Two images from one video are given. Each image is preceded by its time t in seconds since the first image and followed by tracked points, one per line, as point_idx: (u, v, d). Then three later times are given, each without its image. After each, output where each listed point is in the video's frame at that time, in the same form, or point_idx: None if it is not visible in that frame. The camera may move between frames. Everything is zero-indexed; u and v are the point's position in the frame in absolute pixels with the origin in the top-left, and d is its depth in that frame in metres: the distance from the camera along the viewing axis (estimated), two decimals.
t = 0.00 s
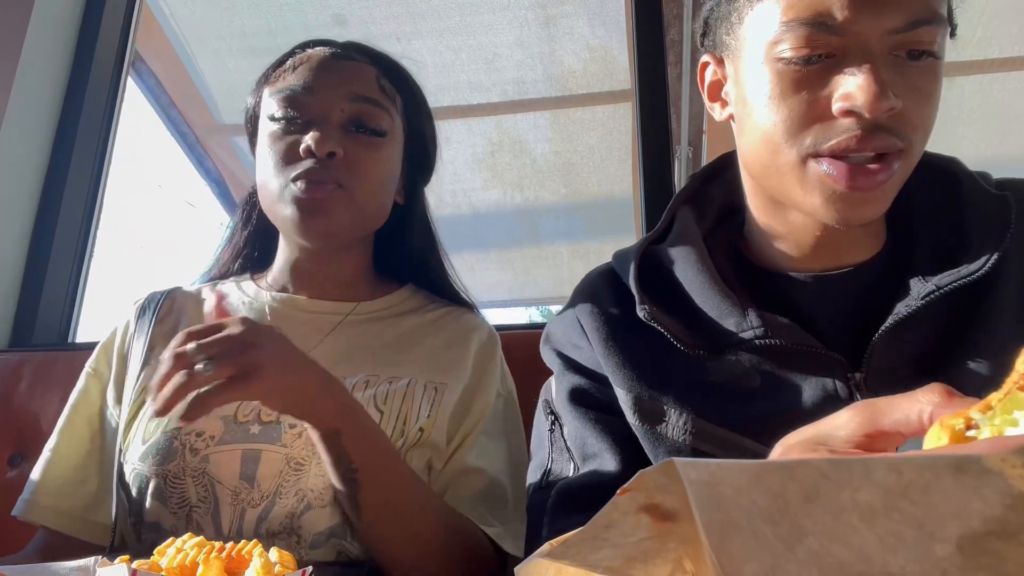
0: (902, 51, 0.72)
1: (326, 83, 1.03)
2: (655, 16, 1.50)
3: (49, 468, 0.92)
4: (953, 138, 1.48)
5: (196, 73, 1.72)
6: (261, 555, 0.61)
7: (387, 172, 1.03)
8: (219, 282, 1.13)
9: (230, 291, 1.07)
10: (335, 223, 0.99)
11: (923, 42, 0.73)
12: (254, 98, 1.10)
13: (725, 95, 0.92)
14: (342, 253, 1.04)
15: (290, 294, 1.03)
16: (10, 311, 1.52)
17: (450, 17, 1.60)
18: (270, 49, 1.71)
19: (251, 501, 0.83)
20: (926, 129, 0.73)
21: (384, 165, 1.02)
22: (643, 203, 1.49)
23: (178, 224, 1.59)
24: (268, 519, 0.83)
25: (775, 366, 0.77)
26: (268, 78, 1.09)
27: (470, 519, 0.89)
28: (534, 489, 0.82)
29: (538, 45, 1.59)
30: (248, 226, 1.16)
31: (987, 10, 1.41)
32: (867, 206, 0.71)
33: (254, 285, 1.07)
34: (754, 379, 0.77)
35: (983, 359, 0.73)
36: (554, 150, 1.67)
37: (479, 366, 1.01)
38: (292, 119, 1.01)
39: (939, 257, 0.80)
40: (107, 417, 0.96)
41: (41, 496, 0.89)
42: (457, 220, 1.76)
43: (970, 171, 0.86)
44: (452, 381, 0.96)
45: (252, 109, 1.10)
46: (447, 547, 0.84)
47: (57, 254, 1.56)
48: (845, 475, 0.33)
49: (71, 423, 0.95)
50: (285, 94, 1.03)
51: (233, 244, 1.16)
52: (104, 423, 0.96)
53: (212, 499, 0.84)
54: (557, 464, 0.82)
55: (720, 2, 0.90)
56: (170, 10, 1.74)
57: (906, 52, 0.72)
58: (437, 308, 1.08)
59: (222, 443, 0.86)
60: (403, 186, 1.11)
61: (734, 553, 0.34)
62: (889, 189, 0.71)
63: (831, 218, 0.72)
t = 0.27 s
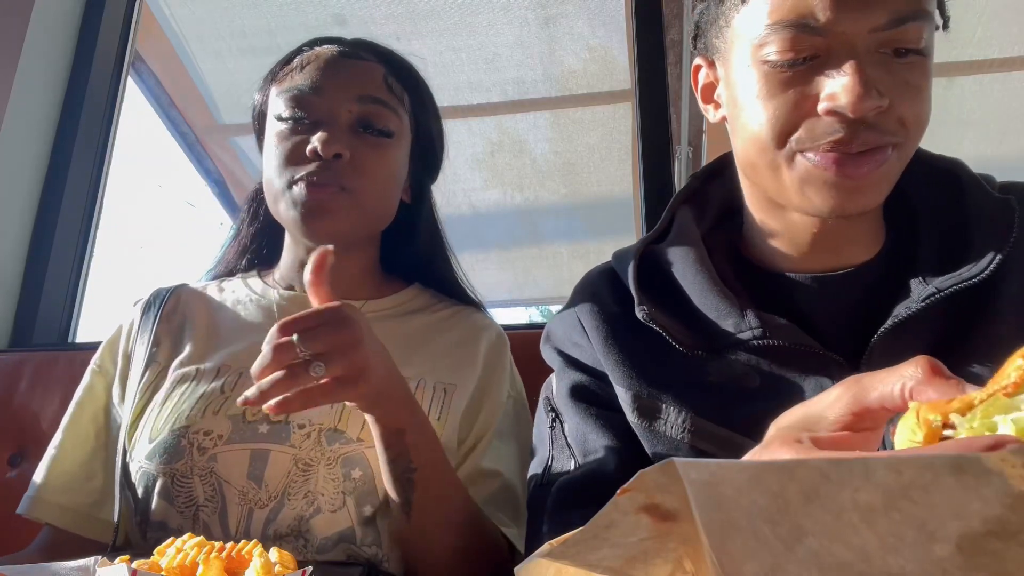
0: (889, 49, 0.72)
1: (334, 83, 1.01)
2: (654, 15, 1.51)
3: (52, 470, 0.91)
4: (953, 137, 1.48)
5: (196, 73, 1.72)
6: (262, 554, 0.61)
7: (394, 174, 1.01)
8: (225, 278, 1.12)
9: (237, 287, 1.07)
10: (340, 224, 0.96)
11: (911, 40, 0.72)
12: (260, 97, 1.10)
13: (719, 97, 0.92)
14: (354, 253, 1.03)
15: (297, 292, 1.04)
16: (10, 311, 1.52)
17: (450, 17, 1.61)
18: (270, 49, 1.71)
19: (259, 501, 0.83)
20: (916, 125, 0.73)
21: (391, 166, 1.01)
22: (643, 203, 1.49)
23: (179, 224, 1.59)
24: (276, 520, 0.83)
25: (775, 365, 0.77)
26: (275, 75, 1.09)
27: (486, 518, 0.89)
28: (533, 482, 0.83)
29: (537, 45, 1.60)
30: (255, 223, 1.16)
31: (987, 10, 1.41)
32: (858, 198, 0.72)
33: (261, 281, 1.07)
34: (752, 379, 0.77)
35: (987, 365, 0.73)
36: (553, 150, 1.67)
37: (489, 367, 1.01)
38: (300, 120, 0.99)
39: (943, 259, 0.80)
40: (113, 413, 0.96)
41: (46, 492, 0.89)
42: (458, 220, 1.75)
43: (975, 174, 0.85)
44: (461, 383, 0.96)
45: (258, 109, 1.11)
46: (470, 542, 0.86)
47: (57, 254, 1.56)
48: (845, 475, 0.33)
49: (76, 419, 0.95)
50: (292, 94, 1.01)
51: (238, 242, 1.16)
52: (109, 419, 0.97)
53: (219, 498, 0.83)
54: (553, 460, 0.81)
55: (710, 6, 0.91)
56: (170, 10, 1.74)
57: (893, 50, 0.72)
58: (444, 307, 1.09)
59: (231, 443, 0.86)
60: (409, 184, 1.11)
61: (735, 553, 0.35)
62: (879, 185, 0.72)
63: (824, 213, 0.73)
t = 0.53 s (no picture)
0: (877, 59, 0.71)
1: (329, 87, 1.00)
2: (655, 16, 1.51)
3: (53, 472, 0.91)
4: (953, 138, 1.48)
5: (197, 74, 1.73)
6: (261, 554, 0.61)
7: (394, 180, 1.01)
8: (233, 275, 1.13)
9: (244, 284, 1.07)
10: (343, 234, 0.99)
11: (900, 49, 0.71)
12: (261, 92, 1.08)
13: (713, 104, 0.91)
14: (358, 251, 1.03)
15: (303, 291, 1.03)
16: (10, 311, 1.52)
17: (450, 17, 1.61)
18: (270, 49, 1.71)
19: (263, 502, 0.84)
20: (906, 134, 0.73)
21: (392, 172, 1.00)
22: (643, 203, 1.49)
23: (178, 224, 1.59)
24: (280, 522, 0.83)
25: (771, 364, 0.76)
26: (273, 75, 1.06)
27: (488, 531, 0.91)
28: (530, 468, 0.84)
29: (537, 44, 1.60)
30: (262, 221, 1.16)
31: (987, 9, 1.41)
32: (849, 207, 0.72)
33: (268, 278, 1.07)
34: (747, 378, 0.77)
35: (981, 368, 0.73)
36: (553, 150, 1.67)
37: (497, 374, 1.01)
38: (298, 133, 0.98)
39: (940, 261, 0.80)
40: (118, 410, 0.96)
41: (49, 488, 0.90)
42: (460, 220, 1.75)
43: (972, 179, 0.85)
44: (469, 393, 0.96)
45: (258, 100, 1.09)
46: (469, 570, 0.83)
47: (57, 253, 1.56)
48: (845, 475, 0.33)
49: (81, 415, 0.95)
50: (289, 102, 1.00)
51: (246, 238, 1.16)
52: (114, 416, 0.97)
53: (223, 498, 0.84)
54: (555, 451, 0.82)
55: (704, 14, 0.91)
56: (170, 10, 1.74)
57: (880, 61, 0.71)
58: (453, 308, 1.09)
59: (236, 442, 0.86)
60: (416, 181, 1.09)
61: (735, 553, 0.35)
62: (869, 194, 0.72)
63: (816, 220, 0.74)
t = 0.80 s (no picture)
0: (871, 72, 0.71)
1: (319, 85, 0.98)
2: (655, 16, 1.50)
3: (63, 466, 0.91)
4: (952, 138, 1.48)
5: (196, 73, 1.72)
6: (261, 554, 0.61)
7: (395, 172, 1.00)
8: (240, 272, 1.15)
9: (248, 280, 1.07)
10: (352, 238, 0.98)
11: (891, 62, 0.71)
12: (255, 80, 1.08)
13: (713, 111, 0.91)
14: (362, 253, 1.03)
15: (309, 289, 1.03)
16: (10, 311, 1.52)
17: (450, 17, 1.61)
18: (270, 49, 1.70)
19: (264, 508, 0.83)
20: (896, 146, 0.73)
21: (391, 167, 0.99)
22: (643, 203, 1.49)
23: (179, 224, 1.59)
24: (281, 528, 0.83)
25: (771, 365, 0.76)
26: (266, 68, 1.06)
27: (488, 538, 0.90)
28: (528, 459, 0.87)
29: (537, 44, 1.60)
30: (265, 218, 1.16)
31: (988, 10, 1.41)
32: (840, 219, 0.72)
33: (273, 274, 1.07)
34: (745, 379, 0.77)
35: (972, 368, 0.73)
36: (554, 150, 1.67)
37: (503, 376, 1.00)
38: (292, 132, 0.97)
39: (933, 262, 0.81)
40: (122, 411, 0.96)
41: (54, 487, 0.89)
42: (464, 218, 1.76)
43: (965, 187, 0.86)
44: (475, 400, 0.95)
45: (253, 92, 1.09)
46: None
47: (57, 254, 1.56)
48: (847, 472, 0.33)
49: (86, 415, 0.95)
50: (280, 100, 0.98)
51: (249, 234, 1.17)
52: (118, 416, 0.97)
53: (224, 502, 0.84)
54: (551, 444, 0.85)
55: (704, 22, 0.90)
56: (169, 10, 1.73)
57: (873, 74, 0.71)
58: (460, 308, 1.07)
59: (238, 446, 0.86)
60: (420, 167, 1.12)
61: (735, 553, 0.34)
62: (860, 206, 0.73)
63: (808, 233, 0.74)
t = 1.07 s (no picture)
0: (872, 70, 0.71)
1: (315, 73, 0.98)
2: (655, 15, 1.51)
3: (59, 467, 0.91)
4: (952, 138, 1.48)
5: (196, 73, 1.73)
6: (261, 554, 0.61)
7: (391, 166, 0.99)
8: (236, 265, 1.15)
9: (246, 275, 1.08)
10: (341, 230, 0.97)
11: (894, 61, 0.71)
12: (249, 69, 1.08)
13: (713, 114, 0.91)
14: (363, 245, 1.03)
15: (306, 285, 1.03)
16: (10, 311, 1.52)
17: (451, 17, 1.61)
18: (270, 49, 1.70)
19: (263, 510, 0.83)
20: (899, 144, 0.73)
21: (388, 160, 0.99)
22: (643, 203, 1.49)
23: (179, 224, 1.59)
24: (279, 531, 0.82)
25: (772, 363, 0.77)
26: (260, 56, 1.06)
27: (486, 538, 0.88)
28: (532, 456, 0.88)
29: (537, 44, 1.60)
30: (259, 214, 1.16)
31: (988, 10, 1.41)
32: (839, 211, 0.73)
33: (269, 270, 1.08)
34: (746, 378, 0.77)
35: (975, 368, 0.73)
36: (553, 150, 1.67)
37: (503, 372, 0.99)
38: (287, 123, 0.97)
39: (930, 264, 0.81)
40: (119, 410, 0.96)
41: (51, 488, 0.89)
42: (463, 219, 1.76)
43: (961, 191, 0.86)
44: (475, 395, 0.94)
45: (248, 79, 1.09)
46: None
47: (57, 253, 1.56)
48: (845, 474, 0.33)
49: (83, 414, 0.95)
50: (275, 90, 0.99)
51: (245, 225, 1.17)
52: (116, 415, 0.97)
53: (221, 504, 0.84)
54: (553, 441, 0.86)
55: (704, 29, 0.91)
56: (169, 9, 1.74)
57: (875, 72, 0.71)
58: (460, 300, 1.07)
59: (234, 448, 0.85)
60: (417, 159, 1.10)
61: (736, 553, 0.35)
62: (861, 202, 0.73)
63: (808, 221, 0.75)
